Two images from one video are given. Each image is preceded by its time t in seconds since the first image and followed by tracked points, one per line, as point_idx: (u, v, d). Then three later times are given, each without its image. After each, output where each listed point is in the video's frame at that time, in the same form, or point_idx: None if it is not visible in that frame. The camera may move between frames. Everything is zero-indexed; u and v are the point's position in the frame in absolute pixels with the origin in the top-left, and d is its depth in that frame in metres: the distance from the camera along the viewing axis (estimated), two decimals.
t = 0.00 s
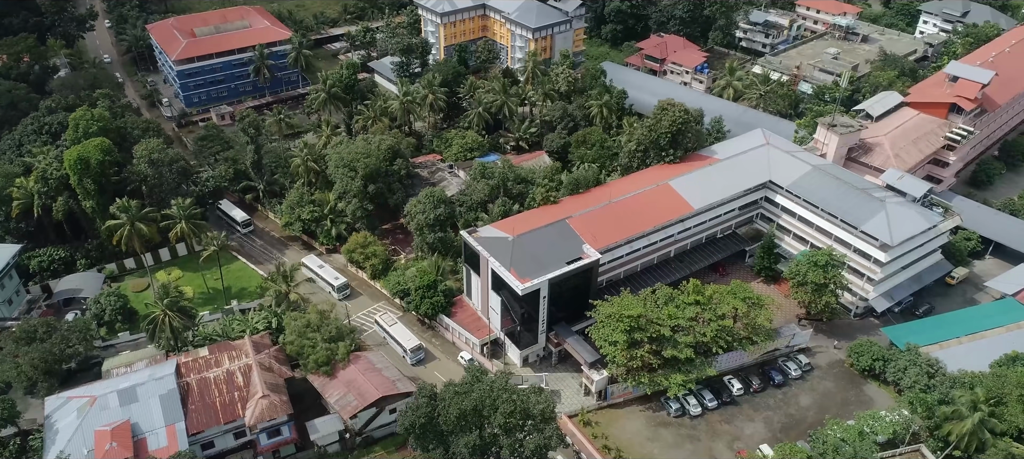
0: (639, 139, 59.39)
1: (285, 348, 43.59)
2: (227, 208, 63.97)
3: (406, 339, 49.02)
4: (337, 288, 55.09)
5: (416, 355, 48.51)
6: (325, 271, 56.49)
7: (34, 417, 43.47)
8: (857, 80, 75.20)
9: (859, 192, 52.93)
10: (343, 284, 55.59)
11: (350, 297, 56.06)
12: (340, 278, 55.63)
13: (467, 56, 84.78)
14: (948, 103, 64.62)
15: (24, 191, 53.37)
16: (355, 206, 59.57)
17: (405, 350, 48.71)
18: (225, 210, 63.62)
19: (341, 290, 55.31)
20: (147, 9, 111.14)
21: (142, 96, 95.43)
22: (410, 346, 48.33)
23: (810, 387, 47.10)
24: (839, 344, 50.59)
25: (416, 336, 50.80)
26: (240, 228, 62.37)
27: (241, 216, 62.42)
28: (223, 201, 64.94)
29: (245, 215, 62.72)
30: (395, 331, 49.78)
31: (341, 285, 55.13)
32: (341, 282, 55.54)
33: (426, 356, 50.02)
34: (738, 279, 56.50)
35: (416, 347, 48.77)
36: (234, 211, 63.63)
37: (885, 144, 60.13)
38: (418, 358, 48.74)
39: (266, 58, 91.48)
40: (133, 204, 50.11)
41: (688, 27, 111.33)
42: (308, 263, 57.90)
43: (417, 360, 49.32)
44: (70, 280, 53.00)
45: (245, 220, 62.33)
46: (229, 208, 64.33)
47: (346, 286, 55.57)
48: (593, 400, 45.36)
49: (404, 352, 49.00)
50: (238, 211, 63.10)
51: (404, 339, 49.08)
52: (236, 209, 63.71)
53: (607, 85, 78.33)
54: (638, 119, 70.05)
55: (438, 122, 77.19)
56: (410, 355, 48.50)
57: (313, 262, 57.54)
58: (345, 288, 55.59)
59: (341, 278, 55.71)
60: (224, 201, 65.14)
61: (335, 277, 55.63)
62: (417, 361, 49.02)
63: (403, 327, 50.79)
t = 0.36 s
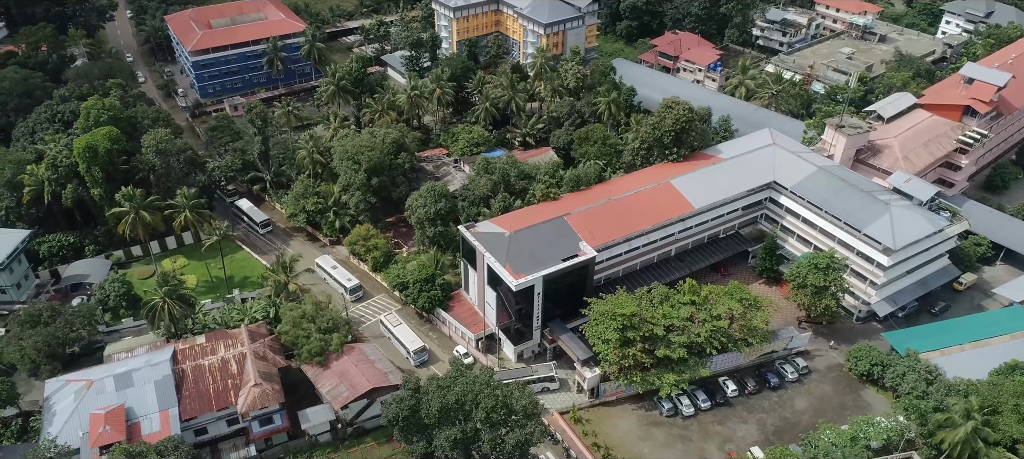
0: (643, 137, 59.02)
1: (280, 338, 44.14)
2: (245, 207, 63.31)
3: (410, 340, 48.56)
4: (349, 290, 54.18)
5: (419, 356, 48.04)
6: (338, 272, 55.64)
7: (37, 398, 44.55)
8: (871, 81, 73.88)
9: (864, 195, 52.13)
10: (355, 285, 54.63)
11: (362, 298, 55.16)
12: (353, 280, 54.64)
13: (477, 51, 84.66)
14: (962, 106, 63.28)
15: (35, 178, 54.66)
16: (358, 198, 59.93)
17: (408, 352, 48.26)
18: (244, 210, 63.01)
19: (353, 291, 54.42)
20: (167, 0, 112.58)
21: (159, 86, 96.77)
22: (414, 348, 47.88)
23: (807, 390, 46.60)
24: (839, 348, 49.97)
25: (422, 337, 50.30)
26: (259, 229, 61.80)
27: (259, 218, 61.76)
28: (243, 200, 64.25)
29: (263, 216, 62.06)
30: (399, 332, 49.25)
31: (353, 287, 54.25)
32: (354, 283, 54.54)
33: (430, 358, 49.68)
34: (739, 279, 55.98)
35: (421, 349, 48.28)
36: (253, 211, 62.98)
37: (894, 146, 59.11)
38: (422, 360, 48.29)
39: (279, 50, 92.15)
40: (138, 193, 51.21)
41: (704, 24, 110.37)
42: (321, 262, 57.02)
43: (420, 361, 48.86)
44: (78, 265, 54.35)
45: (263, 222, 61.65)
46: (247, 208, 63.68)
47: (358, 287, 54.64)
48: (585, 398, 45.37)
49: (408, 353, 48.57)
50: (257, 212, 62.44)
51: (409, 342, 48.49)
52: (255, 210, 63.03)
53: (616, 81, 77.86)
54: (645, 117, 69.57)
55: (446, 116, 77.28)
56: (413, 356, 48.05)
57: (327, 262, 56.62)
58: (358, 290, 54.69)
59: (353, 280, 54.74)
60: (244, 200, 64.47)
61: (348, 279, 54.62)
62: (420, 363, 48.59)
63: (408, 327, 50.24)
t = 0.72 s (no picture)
0: (645, 135, 58.54)
1: (273, 329, 44.58)
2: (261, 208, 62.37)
3: (410, 343, 47.62)
4: (356, 292, 53.50)
5: (419, 359, 47.23)
6: (346, 273, 54.99)
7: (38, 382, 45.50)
8: (883, 82, 72.55)
9: (867, 197, 51.26)
10: (363, 287, 53.86)
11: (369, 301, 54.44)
12: (361, 282, 53.85)
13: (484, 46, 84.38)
14: (974, 108, 62.12)
15: (42, 166, 55.68)
16: (359, 192, 60.11)
17: (409, 354, 47.44)
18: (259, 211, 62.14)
19: (360, 294, 53.69)
20: None
21: (172, 77, 97.77)
22: (414, 350, 46.98)
23: (801, 393, 46.11)
24: (837, 352, 49.34)
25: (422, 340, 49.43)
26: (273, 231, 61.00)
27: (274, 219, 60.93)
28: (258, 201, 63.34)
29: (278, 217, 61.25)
30: (400, 334, 48.34)
31: (360, 289, 53.57)
32: (361, 285, 53.78)
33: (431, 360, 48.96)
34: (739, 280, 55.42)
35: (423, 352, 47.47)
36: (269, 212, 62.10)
37: (901, 148, 58.08)
38: (422, 362, 47.53)
39: (290, 42, 92.60)
40: (139, 182, 51.99)
41: (718, 22, 108.77)
42: (330, 263, 56.46)
43: (421, 363, 48.10)
44: (82, 253, 55.39)
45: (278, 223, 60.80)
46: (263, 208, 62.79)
47: (365, 289, 53.89)
48: (576, 396, 45.24)
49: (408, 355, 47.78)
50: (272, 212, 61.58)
51: (410, 344, 47.61)
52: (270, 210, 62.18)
53: (623, 78, 77.24)
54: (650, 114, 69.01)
55: (451, 111, 77.18)
56: (413, 359, 47.24)
57: (336, 262, 55.86)
58: (365, 292, 53.92)
59: (361, 281, 53.99)
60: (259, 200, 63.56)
61: (355, 280, 53.88)
62: (420, 365, 47.84)
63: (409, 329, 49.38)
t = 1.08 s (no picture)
0: (644, 132, 57.90)
1: (263, 320, 44.84)
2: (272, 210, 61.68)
3: (409, 347, 46.98)
4: (359, 294, 52.67)
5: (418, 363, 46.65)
6: (349, 275, 54.09)
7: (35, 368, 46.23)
8: (892, 82, 71.25)
9: (867, 199, 50.35)
10: (365, 289, 53.07)
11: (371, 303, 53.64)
12: (364, 283, 53.06)
13: (490, 41, 84.02)
14: (984, 110, 60.86)
15: (45, 155, 56.50)
16: (356, 185, 60.20)
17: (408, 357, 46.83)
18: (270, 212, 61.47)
19: (362, 295, 52.90)
20: None
21: (182, 68, 98.55)
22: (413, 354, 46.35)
23: (793, 397, 45.55)
24: (832, 356, 48.65)
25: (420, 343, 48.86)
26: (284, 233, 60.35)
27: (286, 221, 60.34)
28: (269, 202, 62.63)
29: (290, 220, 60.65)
30: (399, 337, 47.74)
31: (363, 291, 52.72)
32: (364, 287, 52.98)
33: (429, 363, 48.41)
34: (736, 281, 54.82)
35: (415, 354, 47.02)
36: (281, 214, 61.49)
37: (906, 150, 56.98)
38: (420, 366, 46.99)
39: (297, 35, 92.83)
40: (138, 172, 52.42)
41: (729, 19, 107.37)
42: (333, 264, 55.52)
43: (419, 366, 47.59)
44: (83, 241, 56.30)
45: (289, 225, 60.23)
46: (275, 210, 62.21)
47: (368, 292, 53.05)
48: (564, 394, 45.06)
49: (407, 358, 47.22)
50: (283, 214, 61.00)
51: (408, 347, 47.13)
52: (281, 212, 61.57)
53: (628, 75, 76.56)
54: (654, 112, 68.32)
55: (455, 105, 76.99)
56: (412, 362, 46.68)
57: (340, 261, 55.02)
58: (368, 294, 53.08)
59: (364, 283, 53.14)
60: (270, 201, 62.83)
61: (359, 281, 53.16)
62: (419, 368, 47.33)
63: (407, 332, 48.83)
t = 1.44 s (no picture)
0: (641, 130, 57.18)
1: (250, 313, 44.99)
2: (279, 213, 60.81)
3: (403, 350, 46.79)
4: (356, 296, 51.73)
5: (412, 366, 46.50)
6: (348, 276, 53.28)
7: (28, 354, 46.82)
8: (900, 82, 69.89)
9: (865, 202, 49.42)
10: (363, 292, 52.03)
11: (370, 306, 52.58)
12: (362, 286, 52.07)
13: (493, 36, 83.50)
14: (991, 112, 59.57)
15: (46, 144, 57.16)
16: (352, 179, 60.20)
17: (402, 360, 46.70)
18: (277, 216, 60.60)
19: (360, 298, 51.84)
20: None
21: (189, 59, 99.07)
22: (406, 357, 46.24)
23: (782, 401, 44.97)
24: (824, 361, 47.97)
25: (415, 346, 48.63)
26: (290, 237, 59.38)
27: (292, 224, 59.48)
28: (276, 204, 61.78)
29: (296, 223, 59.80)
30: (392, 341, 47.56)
31: (360, 293, 51.75)
32: (362, 290, 51.97)
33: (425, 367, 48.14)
34: (730, 282, 54.21)
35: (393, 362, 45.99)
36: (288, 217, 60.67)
37: (908, 152, 55.81)
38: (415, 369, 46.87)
39: (303, 28, 93.00)
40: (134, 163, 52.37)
41: (740, 16, 105.78)
42: (333, 265, 54.80)
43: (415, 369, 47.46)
44: (82, 230, 56.80)
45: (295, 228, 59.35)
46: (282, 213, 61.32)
47: (366, 294, 52.04)
48: (550, 392, 44.84)
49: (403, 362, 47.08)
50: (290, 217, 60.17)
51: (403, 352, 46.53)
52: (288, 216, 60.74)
53: (631, 72, 75.87)
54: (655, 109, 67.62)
55: (456, 100, 76.65)
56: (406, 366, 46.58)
57: (339, 263, 54.24)
58: (366, 296, 52.06)
59: (361, 286, 52.23)
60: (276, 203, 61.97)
61: (356, 283, 52.20)
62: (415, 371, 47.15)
63: (402, 335, 48.59)
